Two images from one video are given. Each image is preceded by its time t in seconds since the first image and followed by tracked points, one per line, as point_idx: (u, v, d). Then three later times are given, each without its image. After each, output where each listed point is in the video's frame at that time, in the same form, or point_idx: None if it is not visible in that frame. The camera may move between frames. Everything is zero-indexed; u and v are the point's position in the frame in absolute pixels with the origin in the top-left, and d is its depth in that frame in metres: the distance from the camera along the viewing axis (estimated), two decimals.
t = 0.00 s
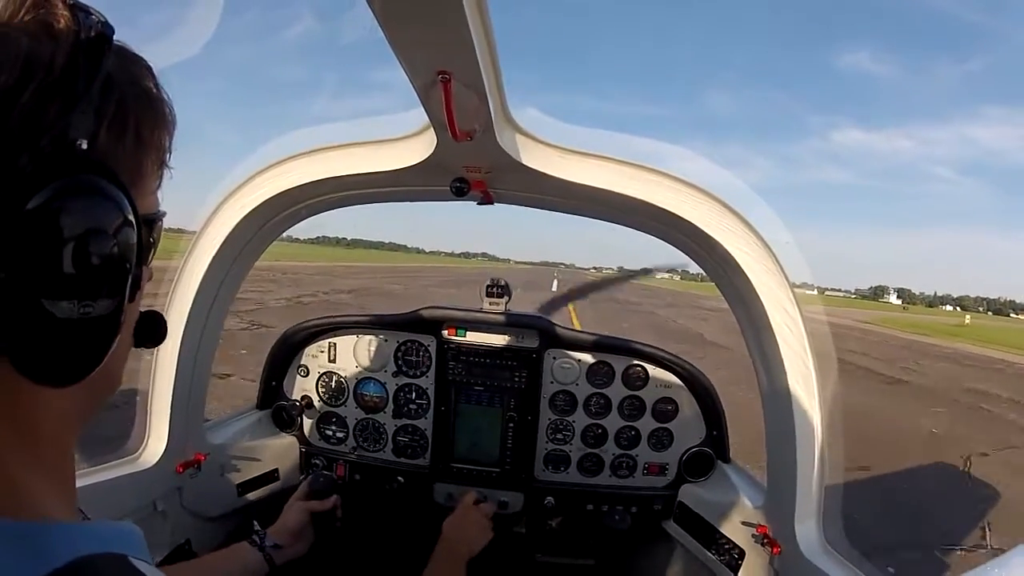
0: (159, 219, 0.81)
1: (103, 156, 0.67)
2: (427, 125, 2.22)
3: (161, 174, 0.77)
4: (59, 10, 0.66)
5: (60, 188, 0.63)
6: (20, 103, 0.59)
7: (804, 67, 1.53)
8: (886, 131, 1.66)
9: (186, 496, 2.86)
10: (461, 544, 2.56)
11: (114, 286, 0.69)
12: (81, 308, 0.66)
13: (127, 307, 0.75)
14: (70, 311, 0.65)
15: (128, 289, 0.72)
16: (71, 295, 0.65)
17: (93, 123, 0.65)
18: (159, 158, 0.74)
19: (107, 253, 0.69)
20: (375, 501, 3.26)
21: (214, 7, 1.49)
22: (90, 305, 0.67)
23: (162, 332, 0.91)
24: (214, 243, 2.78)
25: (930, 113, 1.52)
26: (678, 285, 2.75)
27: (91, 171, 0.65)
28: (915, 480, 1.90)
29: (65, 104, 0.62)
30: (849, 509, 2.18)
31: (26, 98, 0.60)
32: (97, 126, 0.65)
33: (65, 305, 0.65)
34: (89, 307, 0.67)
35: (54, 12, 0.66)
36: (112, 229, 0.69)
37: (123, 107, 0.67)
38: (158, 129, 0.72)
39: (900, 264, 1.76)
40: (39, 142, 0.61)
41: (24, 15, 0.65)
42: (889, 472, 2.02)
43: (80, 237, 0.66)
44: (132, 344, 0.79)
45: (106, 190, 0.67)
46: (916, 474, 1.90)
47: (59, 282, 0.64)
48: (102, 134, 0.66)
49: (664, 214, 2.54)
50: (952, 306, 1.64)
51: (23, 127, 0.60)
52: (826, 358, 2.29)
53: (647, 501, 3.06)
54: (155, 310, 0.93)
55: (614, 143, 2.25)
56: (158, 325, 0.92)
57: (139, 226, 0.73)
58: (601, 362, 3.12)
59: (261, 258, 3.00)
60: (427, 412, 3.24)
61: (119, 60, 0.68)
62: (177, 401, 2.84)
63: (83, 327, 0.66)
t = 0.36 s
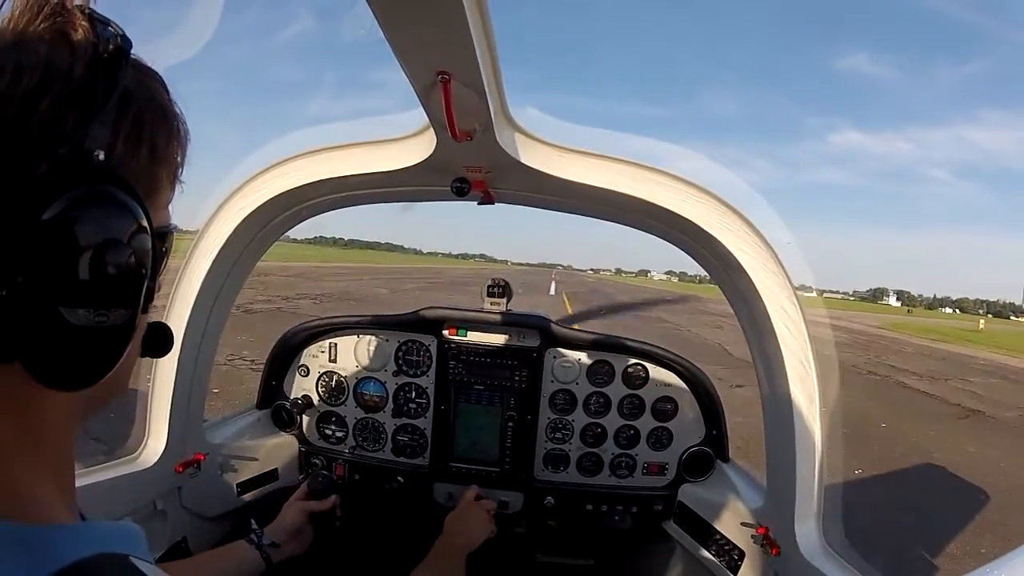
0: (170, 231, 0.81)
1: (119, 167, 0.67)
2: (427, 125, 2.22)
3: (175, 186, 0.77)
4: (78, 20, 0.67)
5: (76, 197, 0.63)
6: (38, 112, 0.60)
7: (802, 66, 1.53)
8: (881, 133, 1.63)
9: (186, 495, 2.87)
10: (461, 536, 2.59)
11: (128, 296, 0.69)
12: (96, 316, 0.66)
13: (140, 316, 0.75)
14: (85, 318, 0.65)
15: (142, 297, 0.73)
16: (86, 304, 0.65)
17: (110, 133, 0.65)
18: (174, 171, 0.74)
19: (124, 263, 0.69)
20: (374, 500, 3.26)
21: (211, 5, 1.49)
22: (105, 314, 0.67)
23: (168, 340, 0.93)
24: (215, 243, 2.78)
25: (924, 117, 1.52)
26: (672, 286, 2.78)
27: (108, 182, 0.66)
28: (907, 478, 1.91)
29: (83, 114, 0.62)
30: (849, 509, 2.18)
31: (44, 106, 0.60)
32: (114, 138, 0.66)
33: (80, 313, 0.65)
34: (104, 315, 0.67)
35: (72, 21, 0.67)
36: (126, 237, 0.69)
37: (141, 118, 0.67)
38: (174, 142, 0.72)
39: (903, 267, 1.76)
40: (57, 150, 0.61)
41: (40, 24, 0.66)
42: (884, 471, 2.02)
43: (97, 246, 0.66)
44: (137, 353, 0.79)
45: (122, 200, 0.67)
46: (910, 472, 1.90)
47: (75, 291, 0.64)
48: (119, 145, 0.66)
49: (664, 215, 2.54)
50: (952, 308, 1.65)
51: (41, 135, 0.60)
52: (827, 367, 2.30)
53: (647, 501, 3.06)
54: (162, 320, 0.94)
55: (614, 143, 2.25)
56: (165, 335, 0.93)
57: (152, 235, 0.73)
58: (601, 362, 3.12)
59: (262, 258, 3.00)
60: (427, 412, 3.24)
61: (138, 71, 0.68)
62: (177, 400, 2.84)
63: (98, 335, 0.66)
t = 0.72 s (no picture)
0: (168, 227, 0.81)
1: (112, 160, 0.67)
2: (428, 124, 2.22)
3: (172, 180, 0.77)
4: (74, 13, 0.66)
5: (66, 189, 0.62)
6: (31, 104, 0.59)
7: (801, 62, 1.54)
8: (882, 128, 1.65)
9: (185, 496, 2.87)
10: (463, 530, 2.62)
11: (117, 291, 0.68)
12: (84, 310, 0.65)
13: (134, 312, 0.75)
14: (72, 313, 0.64)
15: (134, 291, 0.71)
16: (73, 297, 0.64)
17: (103, 126, 0.65)
18: (170, 166, 0.74)
19: (112, 257, 0.67)
20: (374, 500, 3.26)
21: (212, 5, 1.49)
22: (93, 309, 0.66)
23: (169, 336, 0.92)
24: (215, 241, 2.78)
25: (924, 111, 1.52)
26: (669, 277, 2.83)
27: (101, 176, 0.65)
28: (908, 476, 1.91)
29: (76, 107, 0.62)
30: (848, 509, 2.18)
31: (36, 99, 0.60)
32: (107, 131, 0.65)
33: (67, 307, 0.64)
34: (92, 310, 0.65)
35: (68, 14, 0.66)
36: (117, 232, 0.67)
37: (135, 110, 0.67)
38: (170, 136, 0.72)
39: (902, 260, 1.73)
40: (47, 143, 0.61)
41: (36, 16, 0.65)
42: (883, 468, 2.02)
43: (85, 238, 0.65)
44: (138, 347, 0.79)
45: (111, 193, 0.66)
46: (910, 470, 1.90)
47: (62, 283, 0.63)
48: (112, 139, 0.66)
49: (663, 214, 2.54)
50: (951, 302, 1.63)
51: (32, 126, 0.60)
52: (826, 361, 2.28)
53: (647, 501, 3.06)
54: (164, 317, 0.93)
55: (612, 141, 2.25)
56: (166, 330, 0.92)
57: (145, 229, 0.71)
58: (602, 362, 3.12)
59: (262, 257, 3.00)
60: (427, 412, 3.24)
61: (135, 65, 0.68)
62: (177, 400, 2.84)
63: (85, 331, 0.65)
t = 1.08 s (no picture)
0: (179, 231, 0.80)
1: (114, 170, 0.65)
2: (428, 125, 2.21)
3: (182, 186, 0.76)
4: (70, 5, 0.65)
5: (65, 206, 0.62)
6: (24, 114, 0.58)
7: (803, 65, 1.53)
8: (877, 133, 1.64)
9: (186, 494, 2.87)
10: (464, 527, 2.62)
11: (121, 313, 0.68)
12: (85, 336, 0.65)
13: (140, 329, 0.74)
14: (72, 338, 0.64)
15: (140, 311, 0.71)
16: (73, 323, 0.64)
17: (103, 133, 0.63)
18: (179, 170, 0.73)
19: (115, 277, 0.68)
20: (375, 498, 3.26)
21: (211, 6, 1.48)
22: (95, 334, 0.65)
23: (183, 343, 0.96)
24: (215, 240, 2.77)
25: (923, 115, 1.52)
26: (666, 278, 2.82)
27: (102, 191, 0.64)
28: (909, 475, 1.91)
29: (72, 116, 0.61)
30: (848, 508, 2.19)
31: (30, 107, 0.59)
32: (108, 138, 0.64)
33: (67, 332, 0.64)
34: (94, 335, 0.65)
35: (65, 5, 0.65)
36: (121, 251, 0.68)
37: (137, 115, 0.66)
38: (176, 140, 0.70)
39: (904, 264, 1.75)
40: (42, 157, 0.60)
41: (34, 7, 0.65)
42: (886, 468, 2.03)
43: (87, 256, 0.66)
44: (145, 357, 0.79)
45: (116, 208, 0.65)
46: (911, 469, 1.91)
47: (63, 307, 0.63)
48: (114, 147, 0.65)
49: (663, 212, 2.54)
50: (953, 305, 1.64)
51: (28, 137, 0.59)
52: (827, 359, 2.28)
53: (647, 499, 3.07)
54: (177, 324, 0.96)
55: (611, 140, 2.24)
56: (179, 338, 0.95)
57: (150, 242, 0.71)
58: (602, 359, 3.12)
59: (261, 255, 2.99)
60: (427, 410, 3.24)
61: (135, 64, 0.67)
62: (177, 399, 2.84)
63: (89, 356, 0.65)
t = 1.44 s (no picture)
0: (172, 221, 0.81)
1: (104, 163, 0.66)
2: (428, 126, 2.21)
3: (172, 177, 0.77)
4: None
5: (58, 199, 0.63)
6: (14, 108, 0.58)
7: (802, 63, 1.53)
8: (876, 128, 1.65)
9: (186, 492, 2.87)
10: (464, 527, 2.61)
11: (113, 306, 0.69)
12: (79, 328, 0.65)
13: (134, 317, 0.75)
14: (66, 331, 0.64)
15: (132, 300, 0.72)
16: (67, 316, 0.64)
17: (93, 127, 0.64)
18: (169, 162, 0.74)
19: (106, 269, 0.68)
20: (375, 497, 3.27)
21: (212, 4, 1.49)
22: (88, 325, 0.66)
23: (178, 330, 0.94)
24: (216, 240, 2.77)
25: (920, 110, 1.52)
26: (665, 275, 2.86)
27: (94, 184, 0.65)
28: (911, 474, 1.90)
29: (63, 110, 0.61)
30: (847, 507, 2.19)
31: (21, 102, 0.59)
32: (98, 132, 0.65)
33: (61, 325, 0.64)
34: (88, 326, 0.66)
35: None
36: (111, 244, 0.68)
37: (127, 105, 0.67)
38: (165, 132, 0.72)
39: (904, 261, 1.75)
40: (34, 152, 0.61)
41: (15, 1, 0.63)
42: (886, 465, 2.02)
43: (78, 250, 0.66)
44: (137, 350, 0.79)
45: (107, 201, 0.66)
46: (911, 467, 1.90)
47: (56, 301, 0.64)
48: (104, 140, 0.66)
49: (660, 214, 2.54)
50: (952, 302, 1.63)
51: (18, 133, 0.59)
52: (826, 360, 2.28)
53: (647, 500, 3.07)
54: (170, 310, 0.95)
55: (610, 143, 2.24)
56: (174, 326, 0.94)
57: (141, 236, 0.72)
58: (602, 361, 3.12)
59: (262, 256, 2.99)
60: (428, 412, 3.24)
61: (125, 55, 0.68)
62: (178, 399, 2.85)
63: (82, 347, 0.66)
